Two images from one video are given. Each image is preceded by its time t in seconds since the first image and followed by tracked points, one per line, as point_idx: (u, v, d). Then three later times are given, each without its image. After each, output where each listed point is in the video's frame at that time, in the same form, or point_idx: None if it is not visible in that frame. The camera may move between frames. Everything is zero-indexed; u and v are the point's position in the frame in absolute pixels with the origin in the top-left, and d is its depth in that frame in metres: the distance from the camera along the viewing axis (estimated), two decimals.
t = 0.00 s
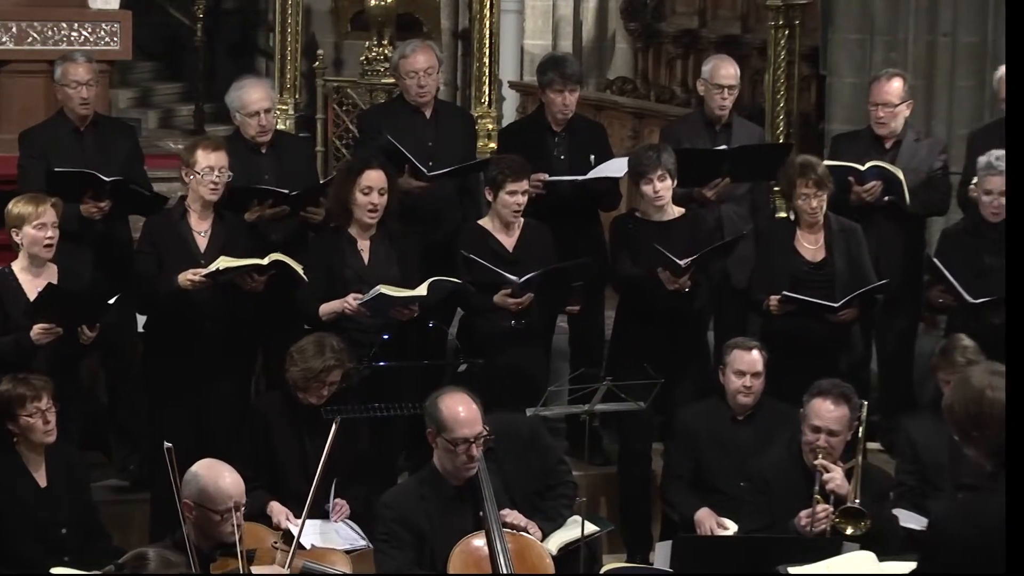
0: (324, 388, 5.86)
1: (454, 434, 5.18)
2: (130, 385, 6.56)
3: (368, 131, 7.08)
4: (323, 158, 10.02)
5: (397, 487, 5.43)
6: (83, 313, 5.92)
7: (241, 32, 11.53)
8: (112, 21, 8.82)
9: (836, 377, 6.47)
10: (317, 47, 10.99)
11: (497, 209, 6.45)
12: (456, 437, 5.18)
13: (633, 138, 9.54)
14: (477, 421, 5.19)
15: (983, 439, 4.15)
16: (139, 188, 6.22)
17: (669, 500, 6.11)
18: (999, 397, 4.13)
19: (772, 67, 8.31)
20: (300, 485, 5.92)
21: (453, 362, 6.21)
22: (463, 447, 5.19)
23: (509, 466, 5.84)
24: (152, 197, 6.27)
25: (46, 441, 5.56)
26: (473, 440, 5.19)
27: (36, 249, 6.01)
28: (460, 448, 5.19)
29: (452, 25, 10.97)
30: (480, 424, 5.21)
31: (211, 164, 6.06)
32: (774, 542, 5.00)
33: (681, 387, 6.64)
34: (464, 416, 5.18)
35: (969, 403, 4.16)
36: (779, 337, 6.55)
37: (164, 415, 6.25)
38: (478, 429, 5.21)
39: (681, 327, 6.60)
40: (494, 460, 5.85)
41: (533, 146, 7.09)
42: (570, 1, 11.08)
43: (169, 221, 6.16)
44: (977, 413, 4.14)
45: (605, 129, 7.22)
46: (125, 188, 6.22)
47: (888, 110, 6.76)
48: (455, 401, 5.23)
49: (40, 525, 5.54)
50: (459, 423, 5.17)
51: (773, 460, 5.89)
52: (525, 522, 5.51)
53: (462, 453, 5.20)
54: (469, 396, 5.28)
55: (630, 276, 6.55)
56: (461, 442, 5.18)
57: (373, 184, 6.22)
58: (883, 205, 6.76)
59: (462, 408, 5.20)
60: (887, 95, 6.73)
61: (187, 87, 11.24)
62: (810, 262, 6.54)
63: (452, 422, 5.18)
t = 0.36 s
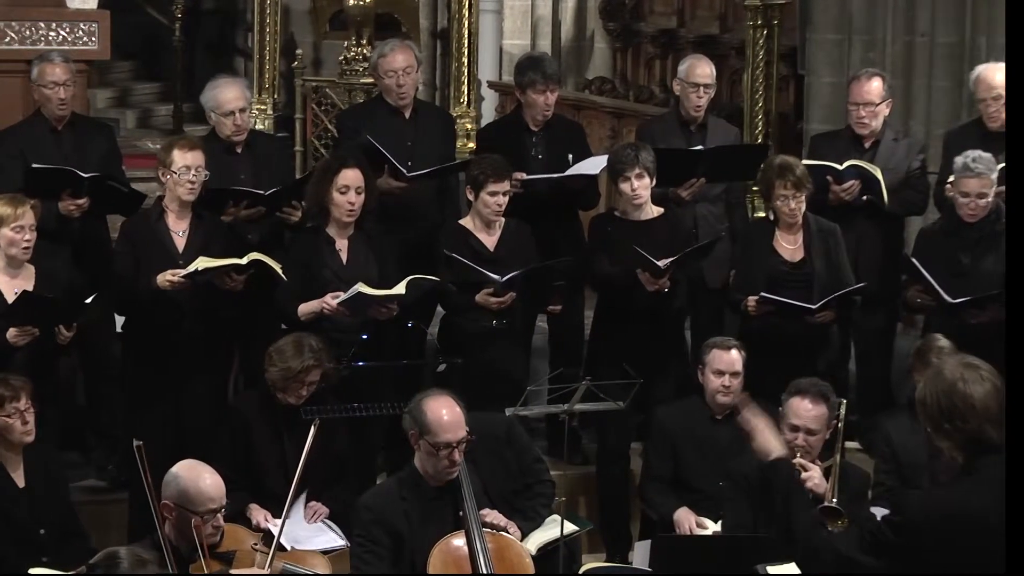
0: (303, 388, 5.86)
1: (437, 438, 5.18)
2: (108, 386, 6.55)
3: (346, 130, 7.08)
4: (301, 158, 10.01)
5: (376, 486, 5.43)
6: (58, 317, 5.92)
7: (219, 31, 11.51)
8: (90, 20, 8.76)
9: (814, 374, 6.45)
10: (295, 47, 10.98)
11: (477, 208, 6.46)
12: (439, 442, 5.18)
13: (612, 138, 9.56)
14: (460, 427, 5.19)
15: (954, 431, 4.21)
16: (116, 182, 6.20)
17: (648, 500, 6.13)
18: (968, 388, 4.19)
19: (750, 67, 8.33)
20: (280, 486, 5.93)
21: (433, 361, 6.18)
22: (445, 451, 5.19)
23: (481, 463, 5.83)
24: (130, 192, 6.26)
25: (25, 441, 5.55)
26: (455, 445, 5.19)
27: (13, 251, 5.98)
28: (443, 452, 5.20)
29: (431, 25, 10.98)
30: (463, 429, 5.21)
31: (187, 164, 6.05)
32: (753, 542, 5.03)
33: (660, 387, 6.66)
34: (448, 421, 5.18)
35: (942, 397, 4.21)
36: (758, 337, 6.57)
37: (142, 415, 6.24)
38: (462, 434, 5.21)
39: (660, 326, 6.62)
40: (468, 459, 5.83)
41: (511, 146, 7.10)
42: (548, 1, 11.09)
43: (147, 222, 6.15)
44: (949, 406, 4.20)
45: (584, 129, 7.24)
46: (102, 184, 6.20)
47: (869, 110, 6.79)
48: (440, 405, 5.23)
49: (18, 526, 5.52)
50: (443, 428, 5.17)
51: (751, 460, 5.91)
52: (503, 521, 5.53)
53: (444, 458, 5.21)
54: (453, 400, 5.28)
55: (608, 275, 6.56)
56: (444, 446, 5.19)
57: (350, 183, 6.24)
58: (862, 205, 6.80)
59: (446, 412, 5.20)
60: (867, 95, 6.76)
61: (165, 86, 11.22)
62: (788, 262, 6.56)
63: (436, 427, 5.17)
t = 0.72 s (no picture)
0: (288, 388, 5.85)
1: (419, 432, 5.17)
2: (94, 385, 6.54)
3: (332, 129, 7.07)
4: (287, 158, 10.00)
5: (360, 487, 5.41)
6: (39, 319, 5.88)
7: (204, 30, 11.50)
8: (76, 20, 8.66)
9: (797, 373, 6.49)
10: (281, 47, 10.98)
11: (463, 208, 6.46)
12: (423, 435, 5.17)
13: (597, 137, 9.57)
14: (441, 419, 5.19)
15: (936, 434, 4.15)
16: (102, 175, 6.13)
17: (634, 499, 6.13)
18: (951, 394, 4.14)
19: (736, 67, 8.34)
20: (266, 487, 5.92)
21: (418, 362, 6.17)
22: (428, 445, 5.18)
23: (467, 462, 5.83)
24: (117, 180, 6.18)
25: (9, 444, 5.50)
26: (438, 438, 5.18)
27: None
28: (426, 446, 5.18)
29: (416, 24, 10.99)
30: (445, 422, 5.20)
31: (170, 163, 6.04)
32: (738, 542, 5.02)
33: (646, 386, 6.66)
34: (429, 414, 5.18)
35: (926, 401, 4.16)
36: (744, 334, 6.58)
37: (127, 415, 6.23)
38: (443, 427, 5.21)
39: (646, 326, 6.62)
40: (453, 458, 5.83)
41: (496, 145, 7.09)
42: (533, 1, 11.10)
43: (132, 222, 6.14)
44: (934, 409, 4.14)
45: (569, 129, 7.23)
46: (88, 176, 6.12)
47: (853, 110, 6.79)
48: (421, 400, 5.23)
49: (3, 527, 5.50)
50: (425, 421, 5.16)
51: (737, 459, 5.92)
52: (488, 520, 5.54)
53: (428, 451, 5.19)
54: (433, 395, 5.28)
55: (593, 275, 6.55)
56: (428, 440, 5.17)
57: (334, 183, 6.22)
58: (848, 204, 6.81)
59: (428, 406, 5.20)
60: (852, 95, 6.76)
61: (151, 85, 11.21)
62: (772, 261, 6.56)
63: (418, 420, 5.17)
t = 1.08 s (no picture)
0: (273, 390, 5.86)
1: (402, 433, 5.18)
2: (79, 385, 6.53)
3: (318, 129, 7.06)
4: (271, 157, 9.99)
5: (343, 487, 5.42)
6: (20, 320, 5.95)
7: (189, 30, 11.49)
8: (59, 20, 8.64)
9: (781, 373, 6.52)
10: (265, 47, 10.99)
11: (446, 208, 6.46)
12: (405, 436, 5.18)
13: (581, 137, 9.58)
14: (424, 420, 5.20)
15: (927, 415, 4.17)
16: (89, 176, 6.12)
17: (618, 499, 6.14)
18: (944, 377, 4.17)
19: (720, 67, 8.36)
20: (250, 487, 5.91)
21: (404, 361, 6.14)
22: (411, 445, 5.20)
23: (456, 460, 5.85)
24: (103, 181, 6.17)
25: None
26: (421, 439, 5.20)
27: None
28: (409, 446, 5.20)
29: (400, 24, 11.00)
30: (427, 422, 5.22)
31: (152, 163, 6.03)
32: (721, 542, 5.02)
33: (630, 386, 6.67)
34: (412, 415, 5.19)
35: (920, 381, 4.18)
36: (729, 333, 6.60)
37: (112, 415, 6.22)
38: (426, 427, 5.22)
39: (628, 326, 6.64)
40: (441, 455, 5.85)
41: (481, 145, 7.09)
42: (518, 1, 11.11)
43: (116, 222, 6.12)
44: (927, 389, 4.17)
45: (553, 128, 7.23)
46: (75, 177, 6.11)
47: (836, 110, 6.81)
48: (403, 400, 5.24)
49: None
50: (407, 421, 5.18)
51: (722, 459, 5.89)
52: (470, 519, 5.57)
53: (411, 452, 5.21)
54: (416, 394, 5.30)
55: (577, 275, 6.55)
56: (410, 440, 5.19)
57: (319, 183, 6.21)
58: (831, 205, 6.83)
59: (410, 407, 5.21)
60: (834, 95, 6.78)
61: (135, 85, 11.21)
62: (757, 262, 6.57)
63: (400, 421, 5.18)
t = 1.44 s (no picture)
0: (256, 390, 5.84)
1: (385, 430, 5.18)
2: (62, 385, 6.51)
3: (303, 127, 7.04)
4: (255, 157, 9.97)
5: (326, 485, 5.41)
6: (5, 318, 6.00)
7: (172, 30, 11.47)
8: (41, 19, 8.28)
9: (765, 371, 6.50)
10: (248, 47, 10.97)
11: (428, 207, 6.45)
12: (388, 433, 5.18)
13: (565, 136, 9.58)
14: (407, 417, 5.20)
15: (911, 397, 4.14)
16: (76, 173, 6.09)
17: (602, 498, 6.14)
18: (926, 365, 4.16)
19: (703, 67, 8.36)
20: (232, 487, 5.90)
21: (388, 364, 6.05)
22: (394, 442, 5.19)
23: (446, 461, 5.81)
24: (91, 178, 6.13)
25: None
26: (404, 436, 5.19)
27: None
28: (392, 442, 5.20)
29: (383, 23, 10.98)
30: (410, 419, 5.22)
31: (135, 163, 6.02)
32: (705, 541, 5.01)
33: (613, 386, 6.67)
34: (394, 412, 5.17)
35: (899, 366, 4.19)
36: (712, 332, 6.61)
37: (96, 416, 6.20)
38: (409, 423, 5.21)
39: (612, 325, 6.64)
40: (430, 455, 5.82)
41: (466, 144, 7.09)
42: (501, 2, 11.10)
43: (99, 221, 6.11)
44: (908, 373, 4.16)
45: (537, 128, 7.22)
46: (62, 174, 6.08)
47: (820, 110, 6.82)
48: (385, 397, 5.22)
49: None
50: (390, 418, 5.17)
51: (707, 458, 5.87)
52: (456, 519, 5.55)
53: (394, 448, 5.21)
54: (398, 392, 5.28)
55: (561, 275, 6.54)
56: (393, 437, 5.18)
57: (302, 183, 6.21)
58: (814, 204, 6.84)
59: (392, 404, 5.20)
60: (819, 95, 6.80)
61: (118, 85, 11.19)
62: (741, 261, 6.57)
63: (384, 419, 5.17)
